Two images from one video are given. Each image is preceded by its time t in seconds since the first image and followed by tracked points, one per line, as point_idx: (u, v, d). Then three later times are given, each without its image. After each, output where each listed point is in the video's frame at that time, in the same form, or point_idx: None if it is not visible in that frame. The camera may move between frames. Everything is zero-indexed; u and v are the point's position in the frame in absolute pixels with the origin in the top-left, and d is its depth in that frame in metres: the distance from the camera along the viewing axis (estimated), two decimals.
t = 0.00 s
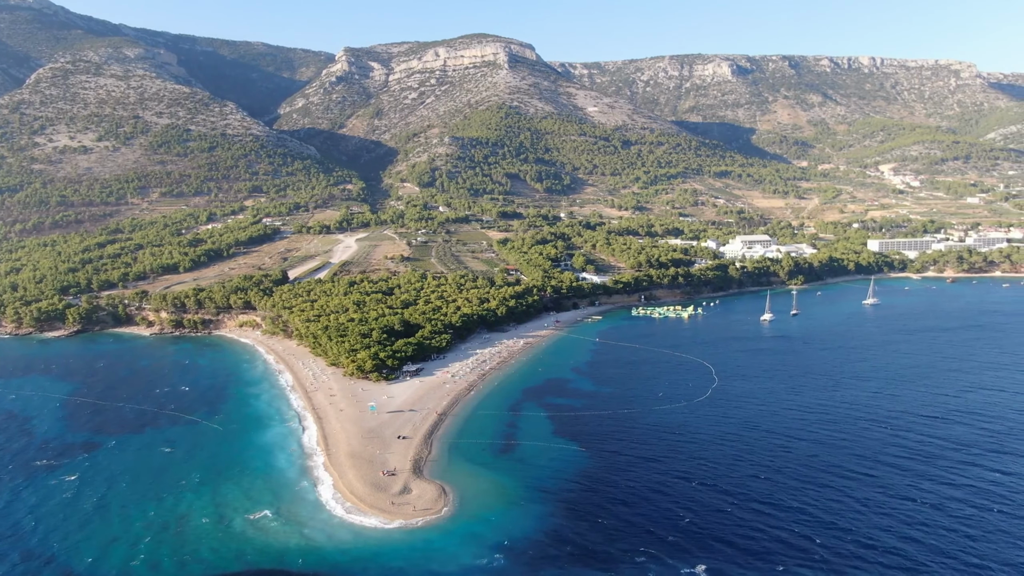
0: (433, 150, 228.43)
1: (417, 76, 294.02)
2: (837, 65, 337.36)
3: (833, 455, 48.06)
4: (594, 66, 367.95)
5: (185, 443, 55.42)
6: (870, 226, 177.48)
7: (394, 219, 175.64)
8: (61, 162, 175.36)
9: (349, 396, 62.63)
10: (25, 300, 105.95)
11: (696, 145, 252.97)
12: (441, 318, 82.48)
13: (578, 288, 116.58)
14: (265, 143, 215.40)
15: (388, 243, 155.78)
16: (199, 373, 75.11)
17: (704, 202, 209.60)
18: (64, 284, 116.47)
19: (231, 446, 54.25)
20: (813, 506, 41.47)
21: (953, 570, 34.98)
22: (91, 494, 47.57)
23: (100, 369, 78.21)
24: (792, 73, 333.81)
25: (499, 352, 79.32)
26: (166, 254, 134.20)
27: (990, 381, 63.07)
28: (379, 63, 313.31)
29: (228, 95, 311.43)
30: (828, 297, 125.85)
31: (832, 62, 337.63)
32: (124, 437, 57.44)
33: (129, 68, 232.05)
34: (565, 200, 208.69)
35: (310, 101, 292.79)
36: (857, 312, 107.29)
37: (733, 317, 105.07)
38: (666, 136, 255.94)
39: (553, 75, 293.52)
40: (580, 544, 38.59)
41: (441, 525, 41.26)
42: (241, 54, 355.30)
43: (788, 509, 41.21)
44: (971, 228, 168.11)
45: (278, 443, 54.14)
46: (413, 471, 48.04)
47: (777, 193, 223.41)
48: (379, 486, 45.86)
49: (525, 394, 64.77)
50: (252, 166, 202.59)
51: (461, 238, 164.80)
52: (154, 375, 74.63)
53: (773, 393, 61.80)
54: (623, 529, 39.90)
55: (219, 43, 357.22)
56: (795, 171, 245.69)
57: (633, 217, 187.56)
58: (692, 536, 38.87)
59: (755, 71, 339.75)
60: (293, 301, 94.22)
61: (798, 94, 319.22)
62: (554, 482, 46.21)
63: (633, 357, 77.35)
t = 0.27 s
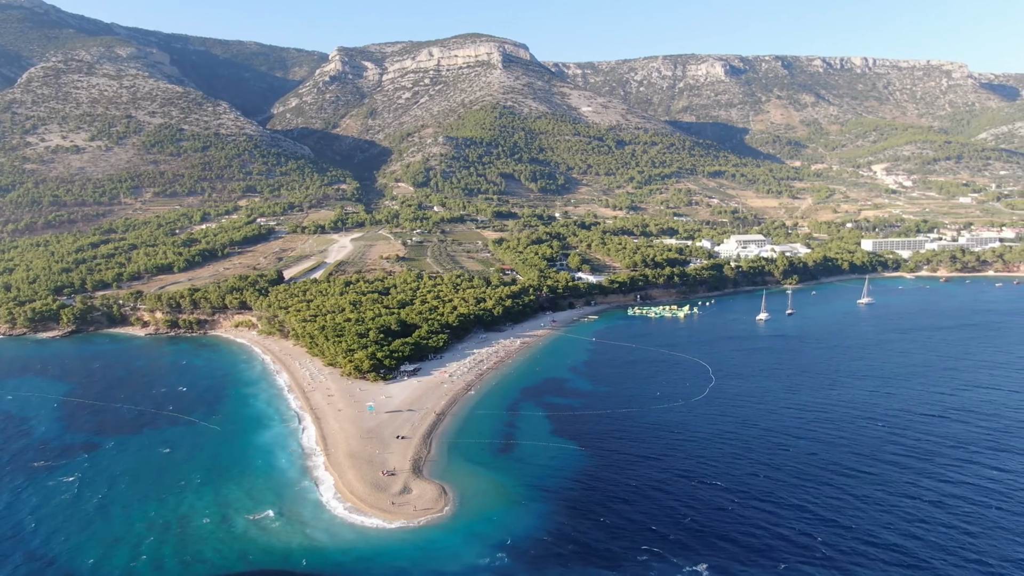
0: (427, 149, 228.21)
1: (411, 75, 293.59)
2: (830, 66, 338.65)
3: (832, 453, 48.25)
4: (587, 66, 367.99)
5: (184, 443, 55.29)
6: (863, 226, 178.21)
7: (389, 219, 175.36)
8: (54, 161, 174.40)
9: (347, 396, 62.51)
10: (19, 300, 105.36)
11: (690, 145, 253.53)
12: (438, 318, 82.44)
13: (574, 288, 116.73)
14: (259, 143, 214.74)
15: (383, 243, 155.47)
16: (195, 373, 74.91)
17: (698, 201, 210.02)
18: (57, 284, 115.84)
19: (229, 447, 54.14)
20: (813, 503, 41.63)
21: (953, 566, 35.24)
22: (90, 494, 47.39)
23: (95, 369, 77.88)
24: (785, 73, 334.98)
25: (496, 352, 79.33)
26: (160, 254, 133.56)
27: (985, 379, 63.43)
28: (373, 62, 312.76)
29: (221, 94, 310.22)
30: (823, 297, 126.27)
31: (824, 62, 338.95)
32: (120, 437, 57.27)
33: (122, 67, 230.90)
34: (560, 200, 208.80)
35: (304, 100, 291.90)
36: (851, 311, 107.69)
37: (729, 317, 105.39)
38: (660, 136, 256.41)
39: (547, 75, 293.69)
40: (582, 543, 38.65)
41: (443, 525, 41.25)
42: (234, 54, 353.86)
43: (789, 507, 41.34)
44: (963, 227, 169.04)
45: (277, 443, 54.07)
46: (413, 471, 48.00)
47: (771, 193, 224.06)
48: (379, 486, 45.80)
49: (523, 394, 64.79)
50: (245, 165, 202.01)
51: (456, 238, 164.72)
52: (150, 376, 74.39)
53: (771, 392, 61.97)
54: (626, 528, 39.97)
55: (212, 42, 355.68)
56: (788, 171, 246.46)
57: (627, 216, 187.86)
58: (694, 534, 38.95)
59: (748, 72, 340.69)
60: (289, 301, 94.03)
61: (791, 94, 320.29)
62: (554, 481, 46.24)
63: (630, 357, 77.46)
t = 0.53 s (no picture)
0: (422, 149, 227.95)
1: (404, 75, 293.11)
2: (822, 66, 339.94)
3: (831, 451, 48.47)
4: (581, 65, 367.97)
5: (182, 444, 55.16)
6: (857, 225, 178.91)
7: (384, 219, 175.11)
8: (46, 161, 173.43)
9: (345, 396, 62.39)
10: (12, 301, 104.79)
11: (684, 144, 254.07)
12: (435, 318, 82.38)
13: (570, 287, 116.85)
14: (252, 143, 214.07)
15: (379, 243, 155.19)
16: (191, 373, 74.70)
17: (692, 201, 210.42)
18: (51, 284, 115.33)
19: (229, 447, 54.01)
20: (814, 501, 41.76)
21: (954, 562, 35.51)
22: (90, 495, 47.21)
23: (91, 370, 77.54)
24: (778, 73, 336.11)
25: (494, 352, 79.29)
26: (154, 254, 133.03)
27: (981, 378, 63.84)
28: (366, 62, 312.16)
29: (214, 94, 308.90)
30: (818, 296, 126.78)
31: (817, 62, 340.25)
32: (120, 438, 57.09)
33: (114, 66, 229.73)
34: (554, 199, 208.91)
35: (297, 100, 291.08)
36: (846, 310, 108.18)
37: (724, 316, 105.70)
38: (654, 136, 256.86)
39: (541, 75, 293.82)
40: (584, 542, 38.73)
41: (444, 525, 41.21)
42: (227, 53, 352.47)
43: (789, 505, 41.49)
44: (956, 227, 169.99)
45: (275, 443, 53.99)
46: (413, 471, 47.97)
47: (764, 193, 224.63)
48: (379, 486, 45.74)
49: (521, 394, 64.80)
50: (239, 165, 201.48)
51: (451, 238, 164.62)
52: (147, 376, 74.19)
53: (768, 390, 62.17)
54: (627, 526, 40.07)
55: (204, 42, 354.09)
56: (781, 170, 247.19)
57: (622, 216, 188.15)
58: (695, 532, 39.11)
59: (742, 72, 341.59)
60: (285, 302, 93.81)
61: (784, 94, 321.37)
62: (554, 480, 46.28)
63: (627, 356, 77.56)
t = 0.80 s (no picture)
0: (416, 149, 227.72)
1: (398, 75, 292.73)
2: (815, 66, 341.32)
3: (830, 449, 48.61)
4: (574, 65, 368.09)
5: (180, 444, 54.95)
6: (850, 225, 179.63)
7: (379, 218, 174.87)
8: (37, 161, 172.49)
9: (343, 397, 62.25)
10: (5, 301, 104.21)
11: (677, 144, 254.72)
12: (431, 318, 82.26)
13: (565, 287, 116.96)
14: (246, 143, 213.45)
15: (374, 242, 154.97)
16: (187, 374, 74.49)
17: (686, 201, 210.85)
18: (44, 285, 114.77)
19: (228, 447, 53.84)
20: (814, 499, 41.87)
21: (954, 558, 35.78)
22: (90, 496, 47.02)
23: (85, 371, 77.16)
24: (771, 73, 337.40)
25: (490, 352, 79.28)
26: (148, 254, 132.52)
27: (975, 376, 64.16)
28: (360, 62, 311.69)
29: (206, 93, 307.60)
30: (812, 296, 127.21)
31: (809, 62, 341.64)
32: (118, 439, 56.86)
33: (106, 66, 228.61)
34: (549, 199, 209.03)
35: (290, 100, 290.28)
36: (840, 310, 108.60)
37: (720, 316, 105.90)
38: (647, 136, 257.39)
39: (534, 75, 294.01)
40: (584, 541, 38.74)
41: (445, 525, 41.18)
42: (219, 53, 351.10)
43: (789, 503, 41.62)
44: (949, 226, 170.90)
45: (274, 443, 53.92)
46: (412, 471, 47.89)
47: (758, 193, 225.30)
48: (379, 486, 45.64)
49: (519, 393, 64.83)
50: (233, 165, 200.99)
51: (446, 238, 164.54)
52: (143, 376, 73.87)
53: (766, 389, 62.37)
54: (627, 525, 40.13)
55: (196, 41, 352.55)
56: (775, 170, 248.00)
57: (616, 216, 188.37)
58: (695, 530, 39.22)
59: (734, 72, 342.63)
60: (280, 301, 93.55)
61: (776, 94, 322.53)
62: (554, 480, 46.23)
63: (623, 356, 77.62)
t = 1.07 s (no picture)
0: (410, 149, 227.50)
1: (392, 75, 292.31)
2: (807, 66, 342.63)
3: (829, 448, 48.79)
4: (568, 65, 368.20)
5: (178, 445, 54.73)
6: (844, 225, 180.39)
7: (374, 218, 174.59)
8: (29, 161, 171.49)
9: (341, 397, 62.13)
10: None
11: (671, 145, 255.26)
12: (428, 318, 82.17)
13: (561, 287, 117.07)
14: (239, 143, 212.82)
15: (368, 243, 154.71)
16: (183, 374, 74.15)
17: (680, 201, 211.31)
18: (37, 285, 114.12)
19: (228, 447, 53.67)
20: (814, 498, 42.04)
21: (955, 554, 36.01)
22: (89, 498, 46.77)
23: (80, 372, 76.65)
24: (764, 74, 338.53)
25: (487, 352, 79.25)
26: (142, 254, 131.91)
27: (970, 374, 64.58)
28: (353, 61, 311.12)
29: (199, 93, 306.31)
30: (807, 295, 127.68)
31: (802, 63, 342.94)
32: (118, 440, 56.63)
33: (98, 65, 227.43)
34: (543, 199, 209.18)
35: (284, 99, 289.48)
36: (835, 309, 109.13)
37: (716, 315, 106.15)
38: (641, 136, 257.90)
39: (528, 75, 294.17)
40: (586, 541, 38.70)
41: (446, 525, 41.11)
42: (212, 52, 349.84)
43: (790, 501, 41.76)
44: (941, 226, 171.85)
45: (273, 443, 53.75)
46: (412, 471, 47.80)
47: (752, 192, 225.95)
48: (379, 487, 45.57)
49: (517, 393, 64.85)
50: (226, 165, 200.34)
51: (441, 238, 164.39)
52: (139, 377, 73.48)
53: (763, 388, 62.54)
54: (628, 524, 40.12)
55: (188, 41, 350.99)
56: (768, 170, 248.84)
57: (610, 216, 188.54)
58: (697, 528, 39.32)
59: (728, 72, 343.60)
60: (276, 302, 93.30)
61: (769, 94, 323.62)
62: (554, 480, 46.26)
63: (620, 356, 77.75)
